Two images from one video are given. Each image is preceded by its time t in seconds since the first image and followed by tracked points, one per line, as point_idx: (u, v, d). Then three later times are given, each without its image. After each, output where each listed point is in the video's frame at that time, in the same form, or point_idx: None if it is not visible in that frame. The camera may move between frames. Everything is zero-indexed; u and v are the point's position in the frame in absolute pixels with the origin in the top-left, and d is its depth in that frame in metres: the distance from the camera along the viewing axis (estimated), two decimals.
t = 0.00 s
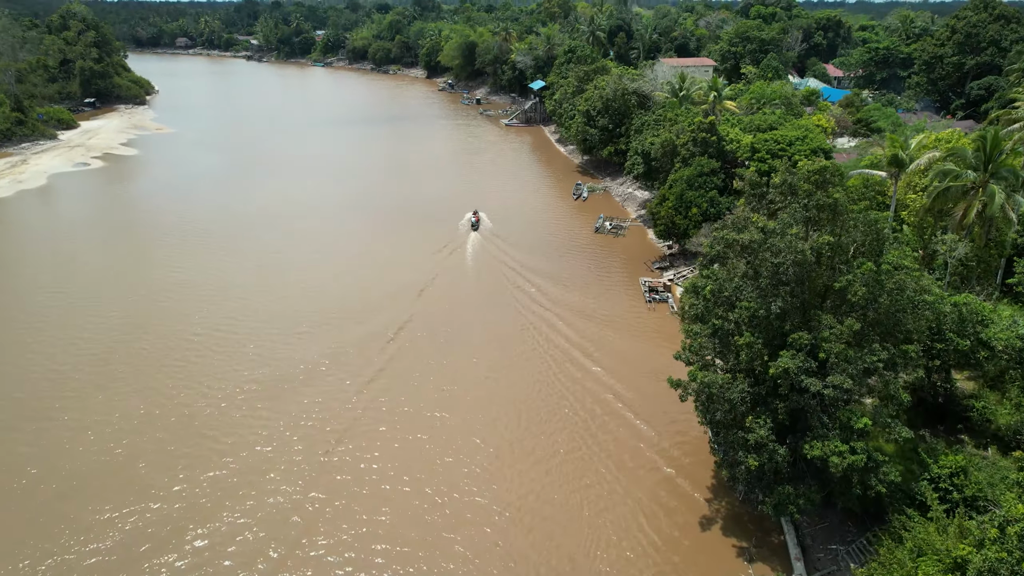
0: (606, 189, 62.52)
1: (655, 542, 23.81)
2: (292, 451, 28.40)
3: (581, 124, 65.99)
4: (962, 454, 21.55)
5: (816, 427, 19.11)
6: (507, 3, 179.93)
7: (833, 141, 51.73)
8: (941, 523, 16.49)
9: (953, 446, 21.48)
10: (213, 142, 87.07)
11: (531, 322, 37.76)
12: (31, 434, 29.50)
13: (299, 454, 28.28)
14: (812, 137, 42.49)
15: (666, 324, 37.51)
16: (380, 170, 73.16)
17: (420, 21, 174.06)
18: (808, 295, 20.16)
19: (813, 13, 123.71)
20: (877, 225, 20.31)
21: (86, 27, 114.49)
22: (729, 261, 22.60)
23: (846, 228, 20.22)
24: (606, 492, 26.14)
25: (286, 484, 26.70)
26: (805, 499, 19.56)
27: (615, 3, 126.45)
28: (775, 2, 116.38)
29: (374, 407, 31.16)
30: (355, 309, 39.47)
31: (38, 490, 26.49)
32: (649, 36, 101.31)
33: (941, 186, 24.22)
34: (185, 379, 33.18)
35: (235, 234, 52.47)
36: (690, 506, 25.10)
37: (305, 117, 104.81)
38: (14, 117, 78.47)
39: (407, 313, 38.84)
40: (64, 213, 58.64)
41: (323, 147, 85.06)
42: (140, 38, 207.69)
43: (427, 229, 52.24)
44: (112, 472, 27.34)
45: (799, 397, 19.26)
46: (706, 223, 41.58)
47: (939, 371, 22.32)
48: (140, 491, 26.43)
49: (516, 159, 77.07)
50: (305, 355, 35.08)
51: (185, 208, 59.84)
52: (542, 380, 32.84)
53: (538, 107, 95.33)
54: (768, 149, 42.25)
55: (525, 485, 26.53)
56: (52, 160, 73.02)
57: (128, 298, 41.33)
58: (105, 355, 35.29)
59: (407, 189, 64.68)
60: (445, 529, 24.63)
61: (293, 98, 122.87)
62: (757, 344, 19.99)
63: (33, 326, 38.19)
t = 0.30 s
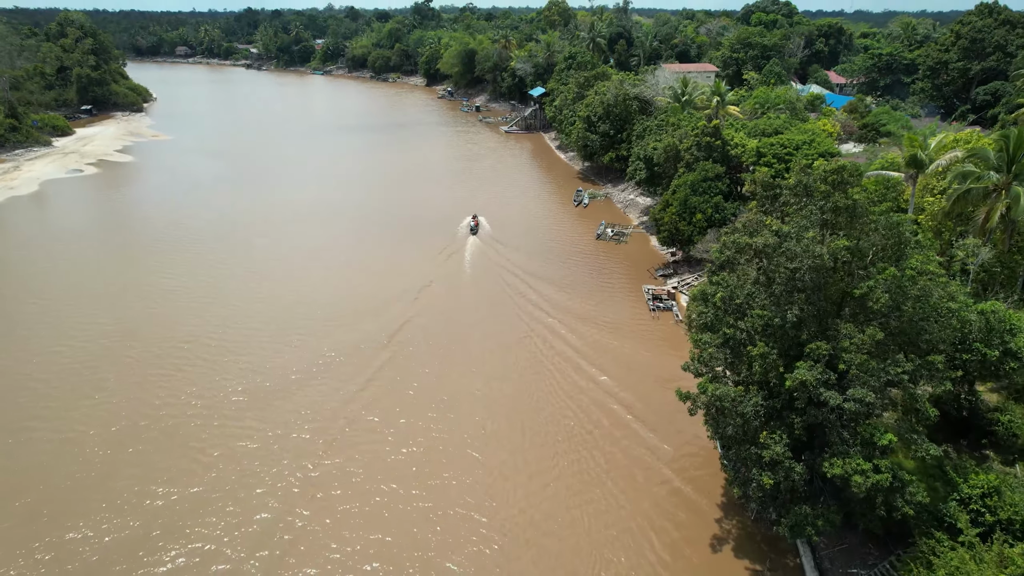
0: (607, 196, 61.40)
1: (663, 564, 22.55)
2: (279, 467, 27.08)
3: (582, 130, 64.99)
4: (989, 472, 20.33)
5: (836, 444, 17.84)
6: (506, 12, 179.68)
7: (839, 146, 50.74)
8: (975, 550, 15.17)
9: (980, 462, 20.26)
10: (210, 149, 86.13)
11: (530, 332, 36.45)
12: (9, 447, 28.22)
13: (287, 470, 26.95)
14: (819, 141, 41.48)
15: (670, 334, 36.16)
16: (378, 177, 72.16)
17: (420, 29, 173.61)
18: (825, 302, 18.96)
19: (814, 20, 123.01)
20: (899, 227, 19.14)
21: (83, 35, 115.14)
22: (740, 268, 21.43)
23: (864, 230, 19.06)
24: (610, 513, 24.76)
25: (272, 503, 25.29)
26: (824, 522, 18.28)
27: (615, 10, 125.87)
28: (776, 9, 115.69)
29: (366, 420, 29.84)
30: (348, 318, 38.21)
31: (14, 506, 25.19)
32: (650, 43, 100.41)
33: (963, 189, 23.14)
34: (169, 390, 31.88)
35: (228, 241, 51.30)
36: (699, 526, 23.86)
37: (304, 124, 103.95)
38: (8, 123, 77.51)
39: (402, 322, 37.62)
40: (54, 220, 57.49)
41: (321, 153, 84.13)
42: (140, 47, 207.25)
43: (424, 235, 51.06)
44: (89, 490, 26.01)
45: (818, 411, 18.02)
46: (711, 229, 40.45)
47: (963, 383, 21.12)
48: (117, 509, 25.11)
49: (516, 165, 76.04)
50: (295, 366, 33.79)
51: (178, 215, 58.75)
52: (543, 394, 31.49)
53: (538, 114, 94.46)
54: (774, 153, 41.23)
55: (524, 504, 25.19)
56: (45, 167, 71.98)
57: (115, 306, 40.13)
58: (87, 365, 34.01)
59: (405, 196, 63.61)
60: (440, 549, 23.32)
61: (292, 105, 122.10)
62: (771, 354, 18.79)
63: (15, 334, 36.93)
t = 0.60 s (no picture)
0: (608, 198, 60.24)
1: None
2: (268, 480, 25.86)
3: (582, 132, 63.91)
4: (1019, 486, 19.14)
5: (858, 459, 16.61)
6: (506, 16, 178.90)
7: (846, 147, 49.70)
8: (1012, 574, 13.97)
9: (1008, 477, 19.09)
10: (206, 152, 85.09)
11: (531, 338, 35.22)
12: None
13: (276, 482, 25.73)
14: (827, 141, 40.39)
15: (675, 339, 34.93)
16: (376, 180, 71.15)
17: (420, 33, 172.87)
18: (845, 306, 17.79)
19: (816, 23, 122.09)
20: (922, 227, 18.01)
21: (79, 37, 114.18)
22: (753, 270, 20.29)
23: (885, 230, 17.93)
24: (615, 529, 23.55)
25: (260, 518, 24.05)
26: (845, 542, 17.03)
27: (615, 14, 125.02)
28: (778, 11, 114.73)
29: (360, 430, 28.64)
30: (343, 323, 37.01)
31: None
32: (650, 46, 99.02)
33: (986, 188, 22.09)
34: (156, 398, 30.66)
35: (221, 244, 50.14)
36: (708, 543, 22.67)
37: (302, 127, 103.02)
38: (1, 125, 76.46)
39: (398, 327, 36.45)
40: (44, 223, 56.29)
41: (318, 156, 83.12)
42: (140, 51, 206.46)
43: (422, 238, 49.88)
44: (68, 504, 24.78)
45: (839, 424, 16.79)
46: (716, 231, 39.27)
47: (990, 393, 19.95)
48: (96, 524, 23.89)
49: (516, 168, 74.97)
50: (286, 373, 32.58)
51: (171, 218, 57.62)
52: (544, 402, 30.26)
53: (538, 117, 93.44)
54: (781, 153, 40.18)
55: (524, 520, 23.92)
56: (37, 170, 70.92)
57: (103, 310, 38.91)
58: (71, 371, 32.78)
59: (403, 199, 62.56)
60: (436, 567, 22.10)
61: (290, 108, 121.12)
62: (788, 362, 17.59)
63: None
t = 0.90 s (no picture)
0: (610, 200, 59.14)
1: None
2: (258, 490, 24.76)
3: (583, 132, 62.76)
4: None
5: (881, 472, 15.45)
6: (507, 18, 178.13)
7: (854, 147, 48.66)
8: None
9: None
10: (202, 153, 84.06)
11: (531, 343, 34.09)
12: None
13: (267, 493, 24.65)
14: (836, 140, 39.29)
15: (680, 344, 33.85)
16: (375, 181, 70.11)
17: (419, 36, 171.97)
18: (867, 309, 16.69)
19: (817, 24, 121.09)
20: (948, 225, 16.93)
21: (76, 38, 113.09)
22: (766, 271, 19.18)
23: (909, 229, 16.85)
24: (621, 544, 22.46)
25: (248, 531, 22.96)
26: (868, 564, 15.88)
27: (616, 16, 124.16)
28: (779, 13, 113.77)
29: (354, 437, 27.55)
30: (338, 326, 35.92)
31: None
32: (651, 47, 98.02)
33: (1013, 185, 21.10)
34: (142, 404, 29.54)
35: (214, 245, 49.06)
36: (719, 561, 21.57)
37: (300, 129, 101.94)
38: None
39: (395, 331, 35.35)
40: (33, 224, 55.12)
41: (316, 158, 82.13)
42: (138, 54, 205.60)
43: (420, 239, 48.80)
44: (48, 515, 23.66)
45: (861, 436, 15.61)
46: (722, 232, 38.21)
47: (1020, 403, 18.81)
48: (76, 537, 22.78)
49: (516, 170, 73.97)
50: (279, 378, 31.46)
51: (164, 219, 56.50)
52: (545, 409, 29.15)
53: (538, 118, 92.43)
54: (788, 152, 39.12)
55: (524, 534, 22.82)
56: (30, 171, 69.81)
57: (90, 312, 37.77)
58: (56, 376, 31.64)
59: (402, 201, 61.52)
60: None
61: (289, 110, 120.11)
62: (805, 369, 16.50)
63: None
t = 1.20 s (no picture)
0: (611, 201, 58.01)
1: None
2: (243, 505, 23.49)
3: (584, 132, 61.61)
4: None
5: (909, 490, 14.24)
6: (506, 20, 177.20)
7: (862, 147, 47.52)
8: None
9: None
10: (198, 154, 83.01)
11: (532, 347, 32.97)
12: None
13: (251, 508, 23.35)
14: (845, 137, 38.15)
15: (685, 349, 32.70)
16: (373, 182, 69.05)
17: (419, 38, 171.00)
18: (892, 312, 15.52)
19: (819, 25, 119.97)
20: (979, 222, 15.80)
21: (72, 40, 112.17)
22: (782, 272, 18.05)
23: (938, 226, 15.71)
24: (626, 561, 21.34)
25: (230, 550, 21.65)
26: None
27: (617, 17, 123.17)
28: (781, 14, 112.71)
29: (346, 448, 26.27)
30: (331, 331, 34.65)
31: None
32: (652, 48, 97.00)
33: None
34: (124, 412, 28.27)
35: (207, 246, 47.95)
36: None
37: (298, 130, 100.91)
38: None
39: (390, 336, 34.09)
40: (23, 225, 54.01)
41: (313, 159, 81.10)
42: (137, 56, 204.60)
43: (417, 241, 47.46)
44: (19, 531, 22.35)
45: (887, 450, 14.41)
46: (727, 233, 37.09)
47: None
48: (50, 553, 21.56)
49: (515, 171, 72.91)
50: (269, 384, 30.31)
51: (157, 220, 55.39)
52: (546, 420, 27.86)
53: (538, 119, 91.34)
54: (796, 150, 37.98)
55: (523, 551, 21.70)
56: (21, 172, 68.75)
57: (76, 315, 36.65)
58: (35, 382, 30.37)
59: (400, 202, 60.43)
60: None
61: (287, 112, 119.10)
62: (826, 376, 15.32)
63: None
